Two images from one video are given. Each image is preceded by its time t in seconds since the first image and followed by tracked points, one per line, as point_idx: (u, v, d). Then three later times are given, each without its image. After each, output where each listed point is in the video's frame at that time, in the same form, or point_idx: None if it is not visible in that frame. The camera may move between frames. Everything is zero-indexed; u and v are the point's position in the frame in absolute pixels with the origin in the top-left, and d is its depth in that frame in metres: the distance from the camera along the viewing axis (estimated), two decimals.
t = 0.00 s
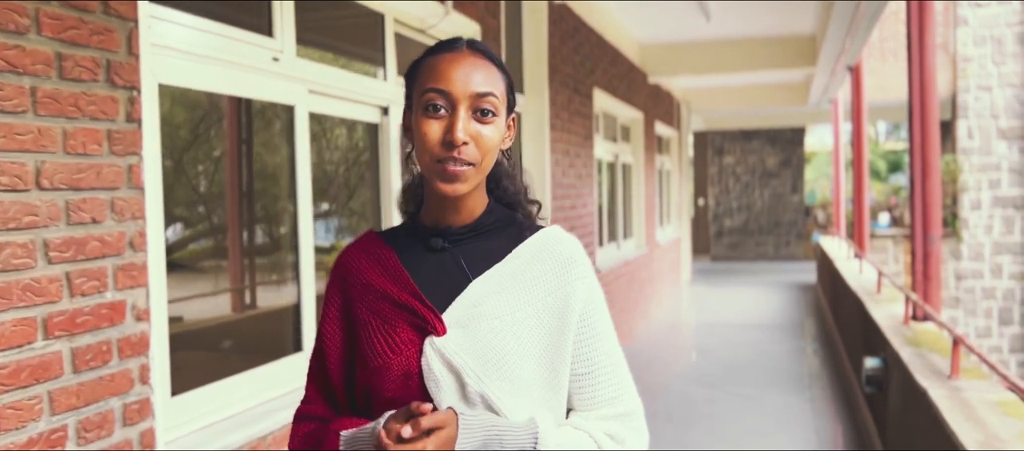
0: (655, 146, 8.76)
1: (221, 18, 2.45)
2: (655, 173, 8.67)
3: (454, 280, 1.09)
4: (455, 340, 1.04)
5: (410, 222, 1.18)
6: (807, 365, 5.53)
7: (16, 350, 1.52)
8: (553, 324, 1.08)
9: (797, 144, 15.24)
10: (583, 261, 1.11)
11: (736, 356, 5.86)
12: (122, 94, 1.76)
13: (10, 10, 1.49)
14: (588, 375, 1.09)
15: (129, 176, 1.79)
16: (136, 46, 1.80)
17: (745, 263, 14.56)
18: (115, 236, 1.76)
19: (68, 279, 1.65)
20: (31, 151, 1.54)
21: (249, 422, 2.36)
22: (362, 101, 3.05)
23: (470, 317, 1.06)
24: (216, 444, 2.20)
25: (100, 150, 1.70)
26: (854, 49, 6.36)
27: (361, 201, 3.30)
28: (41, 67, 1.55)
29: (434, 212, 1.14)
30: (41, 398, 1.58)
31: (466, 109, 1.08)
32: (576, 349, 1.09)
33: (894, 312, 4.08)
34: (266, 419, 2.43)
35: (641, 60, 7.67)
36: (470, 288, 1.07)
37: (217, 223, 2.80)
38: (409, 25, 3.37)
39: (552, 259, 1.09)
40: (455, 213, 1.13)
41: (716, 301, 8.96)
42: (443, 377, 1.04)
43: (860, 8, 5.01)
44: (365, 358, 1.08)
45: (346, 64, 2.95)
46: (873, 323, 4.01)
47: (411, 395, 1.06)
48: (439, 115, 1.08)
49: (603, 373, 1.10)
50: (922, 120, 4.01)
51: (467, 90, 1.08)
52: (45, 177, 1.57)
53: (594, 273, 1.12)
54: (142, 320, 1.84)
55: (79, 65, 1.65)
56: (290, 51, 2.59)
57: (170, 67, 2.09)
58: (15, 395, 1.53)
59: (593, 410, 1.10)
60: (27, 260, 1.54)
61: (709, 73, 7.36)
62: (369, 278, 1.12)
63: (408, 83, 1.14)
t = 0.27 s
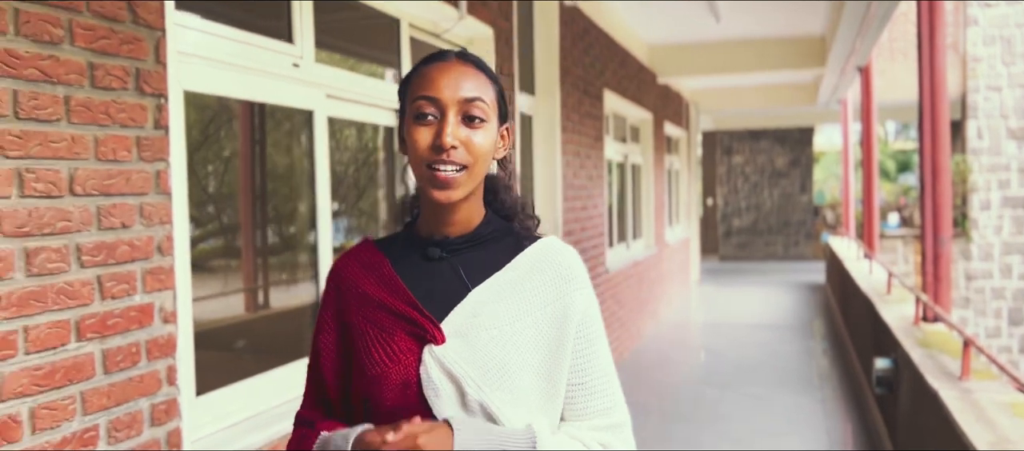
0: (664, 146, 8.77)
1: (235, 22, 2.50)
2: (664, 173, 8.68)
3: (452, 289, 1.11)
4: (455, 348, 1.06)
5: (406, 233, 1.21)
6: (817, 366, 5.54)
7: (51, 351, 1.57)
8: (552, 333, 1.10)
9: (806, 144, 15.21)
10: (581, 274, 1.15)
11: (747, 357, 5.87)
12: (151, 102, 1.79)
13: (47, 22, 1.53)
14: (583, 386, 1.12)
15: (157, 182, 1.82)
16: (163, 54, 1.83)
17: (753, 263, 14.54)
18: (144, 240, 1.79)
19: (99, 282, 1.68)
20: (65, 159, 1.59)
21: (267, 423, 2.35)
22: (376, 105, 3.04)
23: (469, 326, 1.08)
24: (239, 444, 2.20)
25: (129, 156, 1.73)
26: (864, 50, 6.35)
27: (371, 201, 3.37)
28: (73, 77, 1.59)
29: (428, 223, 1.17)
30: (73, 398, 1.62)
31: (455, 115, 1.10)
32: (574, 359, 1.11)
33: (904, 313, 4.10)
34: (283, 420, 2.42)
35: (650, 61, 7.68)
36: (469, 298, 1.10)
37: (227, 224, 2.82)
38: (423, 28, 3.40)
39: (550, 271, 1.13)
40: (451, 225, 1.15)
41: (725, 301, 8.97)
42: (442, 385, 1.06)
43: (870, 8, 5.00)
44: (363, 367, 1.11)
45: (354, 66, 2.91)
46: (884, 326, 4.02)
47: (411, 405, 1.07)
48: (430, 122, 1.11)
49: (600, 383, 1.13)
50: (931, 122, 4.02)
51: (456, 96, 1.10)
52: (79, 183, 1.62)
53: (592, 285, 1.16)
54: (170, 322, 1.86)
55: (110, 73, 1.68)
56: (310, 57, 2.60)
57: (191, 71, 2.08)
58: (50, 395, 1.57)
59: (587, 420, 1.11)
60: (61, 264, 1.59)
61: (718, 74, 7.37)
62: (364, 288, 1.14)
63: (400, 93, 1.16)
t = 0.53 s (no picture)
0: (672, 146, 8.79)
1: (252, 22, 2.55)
2: (672, 173, 8.70)
3: (458, 295, 1.13)
4: (463, 356, 1.08)
5: (408, 239, 1.22)
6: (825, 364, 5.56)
7: (90, 349, 1.62)
8: (558, 337, 1.13)
9: (812, 143, 15.20)
10: (586, 280, 1.17)
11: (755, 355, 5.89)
12: (182, 106, 1.82)
13: (84, 28, 1.58)
14: (590, 386, 1.15)
15: (189, 184, 1.85)
16: (195, 59, 1.85)
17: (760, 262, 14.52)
18: (176, 240, 1.82)
19: (134, 282, 1.72)
20: (103, 162, 1.63)
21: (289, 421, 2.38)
22: (391, 107, 3.05)
23: (478, 334, 1.09)
24: (262, 441, 2.23)
25: (163, 159, 1.77)
26: (871, 50, 6.37)
27: (379, 200, 3.48)
28: (110, 83, 1.64)
29: (431, 229, 1.18)
30: (111, 394, 1.67)
31: (466, 121, 1.12)
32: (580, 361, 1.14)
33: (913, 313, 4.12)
34: (304, 419, 2.44)
35: (659, 61, 7.70)
36: (476, 306, 1.11)
37: (234, 222, 2.84)
38: (438, 30, 3.44)
39: (556, 277, 1.15)
40: (454, 230, 1.16)
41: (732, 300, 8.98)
42: (453, 392, 1.08)
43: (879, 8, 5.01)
44: (374, 375, 1.13)
45: (360, 65, 2.93)
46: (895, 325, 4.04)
47: (421, 410, 1.09)
48: (440, 127, 1.12)
49: (603, 384, 1.16)
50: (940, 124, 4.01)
51: (466, 103, 1.12)
52: (115, 185, 1.66)
53: (595, 290, 1.18)
54: (201, 321, 1.89)
55: (145, 79, 1.72)
56: (330, 59, 2.67)
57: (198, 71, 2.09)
58: (89, 391, 1.61)
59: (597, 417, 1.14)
60: (100, 265, 1.64)
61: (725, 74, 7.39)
62: (370, 297, 1.16)
63: (410, 98, 1.18)
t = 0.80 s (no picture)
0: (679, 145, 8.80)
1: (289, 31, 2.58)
2: (679, 172, 8.71)
3: (486, 297, 1.16)
4: (493, 356, 1.12)
5: (433, 240, 1.25)
6: (832, 362, 5.59)
7: (135, 344, 1.66)
8: (584, 336, 1.16)
9: (817, 142, 15.22)
10: (609, 277, 1.20)
11: (760, 353, 5.92)
12: (219, 108, 1.86)
13: (129, 34, 1.62)
14: (613, 383, 1.19)
15: (225, 185, 1.89)
16: (230, 63, 1.89)
17: (765, 261, 14.53)
18: (213, 239, 1.86)
19: (175, 280, 1.76)
20: (147, 163, 1.68)
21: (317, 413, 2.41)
22: (401, 108, 3.03)
23: (506, 334, 1.12)
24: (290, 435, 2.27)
25: (201, 161, 1.81)
26: (877, 50, 6.39)
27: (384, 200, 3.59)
28: (153, 87, 1.68)
29: (459, 230, 1.21)
30: (154, 387, 1.71)
31: (498, 124, 1.16)
32: (605, 357, 1.18)
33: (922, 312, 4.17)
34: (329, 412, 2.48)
35: (666, 61, 7.73)
36: (505, 306, 1.14)
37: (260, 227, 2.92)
38: (454, 32, 3.48)
39: (581, 276, 1.17)
40: (481, 232, 1.19)
41: (738, 298, 9.02)
42: (484, 392, 1.12)
43: (887, 9, 5.04)
44: (404, 376, 1.16)
45: (376, 67, 2.92)
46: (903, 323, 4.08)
47: (452, 410, 1.13)
48: (472, 129, 1.16)
49: (627, 378, 1.20)
50: (948, 126, 4.01)
51: (497, 107, 1.15)
52: (158, 186, 1.70)
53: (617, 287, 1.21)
54: (236, 317, 1.93)
55: (184, 83, 1.76)
56: (355, 62, 2.70)
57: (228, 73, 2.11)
58: (134, 384, 1.66)
59: (618, 413, 1.20)
60: (144, 263, 1.68)
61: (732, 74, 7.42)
62: (398, 298, 1.19)
63: (438, 101, 1.21)
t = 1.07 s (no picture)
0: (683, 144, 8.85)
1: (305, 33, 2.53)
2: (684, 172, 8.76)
3: (507, 298, 1.19)
4: (512, 356, 1.15)
5: (459, 239, 1.30)
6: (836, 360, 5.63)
7: (176, 337, 1.71)
8: (605, 336, 1.18)
9: (819, 141, 15.24)
10: (631, 276, 1.21)
11: (764, 350, 5.98)
12: (252, 111, 1.91)
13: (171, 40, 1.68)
14: (639, 382, 1.20)
15: (258, 184, 1.94)
16: (262, 67, 1.95)
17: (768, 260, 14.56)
18: (247, 237, 1.92)
19: (213, 276, 1.82)
20: (187, 164, 1.73)
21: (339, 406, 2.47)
22: (406, 106, 3.01)
23: (525, 334, 1.16)
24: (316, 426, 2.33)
25: (236, 161, 1.86)
26: (881, 50, 6.41)
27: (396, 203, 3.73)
28: (193, 90, 1.74)
29: (482, 230, 1.25)
30: (193, 379, 1.77)
31: (518, 127, 1.19)
32: (629, 357, 1.19)
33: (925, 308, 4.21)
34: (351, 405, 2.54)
35: (671, 61, 7.77)
36: (524, 306, 1.17)
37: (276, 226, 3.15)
38: (468, 34, 3.53)
39: (602, 276, 1.19)
40: (503, 233, 1.23)
41: (741, 296, 9.08)
42: (502, 391, 1.16)
43: (892, 10, 5.08)
44: (430, 374, 1.21)
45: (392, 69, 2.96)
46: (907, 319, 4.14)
47: (475, 407, 1.18)
48: (493, 133, 1.19)
49: (653, 377, 1.20)
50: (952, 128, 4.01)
51: (518, 110, 1.19)
52: (197, 186, 1.76)
53: (641, 286, 1.21)
54: (268, 312, 2.00)
55: (221, 87, 1.82)
56: (376, 66, 2.75)
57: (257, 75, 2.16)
58: (176, 376, 1.72)
59: (643, 413, 1.20)
60: (184, 259, 1.73)
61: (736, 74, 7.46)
62: (424, 297, 1.24)
63: (461, 104, 1.25)
